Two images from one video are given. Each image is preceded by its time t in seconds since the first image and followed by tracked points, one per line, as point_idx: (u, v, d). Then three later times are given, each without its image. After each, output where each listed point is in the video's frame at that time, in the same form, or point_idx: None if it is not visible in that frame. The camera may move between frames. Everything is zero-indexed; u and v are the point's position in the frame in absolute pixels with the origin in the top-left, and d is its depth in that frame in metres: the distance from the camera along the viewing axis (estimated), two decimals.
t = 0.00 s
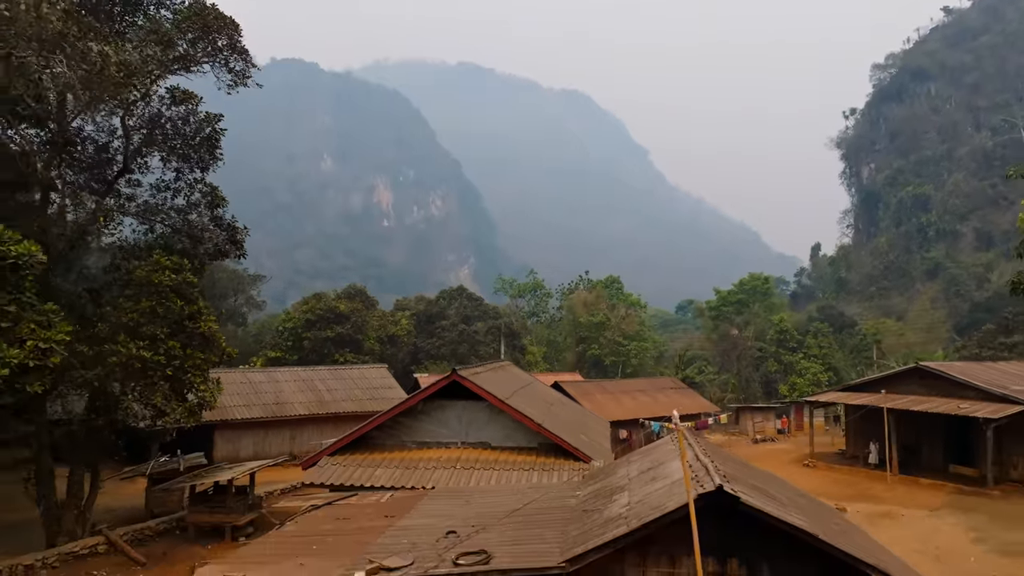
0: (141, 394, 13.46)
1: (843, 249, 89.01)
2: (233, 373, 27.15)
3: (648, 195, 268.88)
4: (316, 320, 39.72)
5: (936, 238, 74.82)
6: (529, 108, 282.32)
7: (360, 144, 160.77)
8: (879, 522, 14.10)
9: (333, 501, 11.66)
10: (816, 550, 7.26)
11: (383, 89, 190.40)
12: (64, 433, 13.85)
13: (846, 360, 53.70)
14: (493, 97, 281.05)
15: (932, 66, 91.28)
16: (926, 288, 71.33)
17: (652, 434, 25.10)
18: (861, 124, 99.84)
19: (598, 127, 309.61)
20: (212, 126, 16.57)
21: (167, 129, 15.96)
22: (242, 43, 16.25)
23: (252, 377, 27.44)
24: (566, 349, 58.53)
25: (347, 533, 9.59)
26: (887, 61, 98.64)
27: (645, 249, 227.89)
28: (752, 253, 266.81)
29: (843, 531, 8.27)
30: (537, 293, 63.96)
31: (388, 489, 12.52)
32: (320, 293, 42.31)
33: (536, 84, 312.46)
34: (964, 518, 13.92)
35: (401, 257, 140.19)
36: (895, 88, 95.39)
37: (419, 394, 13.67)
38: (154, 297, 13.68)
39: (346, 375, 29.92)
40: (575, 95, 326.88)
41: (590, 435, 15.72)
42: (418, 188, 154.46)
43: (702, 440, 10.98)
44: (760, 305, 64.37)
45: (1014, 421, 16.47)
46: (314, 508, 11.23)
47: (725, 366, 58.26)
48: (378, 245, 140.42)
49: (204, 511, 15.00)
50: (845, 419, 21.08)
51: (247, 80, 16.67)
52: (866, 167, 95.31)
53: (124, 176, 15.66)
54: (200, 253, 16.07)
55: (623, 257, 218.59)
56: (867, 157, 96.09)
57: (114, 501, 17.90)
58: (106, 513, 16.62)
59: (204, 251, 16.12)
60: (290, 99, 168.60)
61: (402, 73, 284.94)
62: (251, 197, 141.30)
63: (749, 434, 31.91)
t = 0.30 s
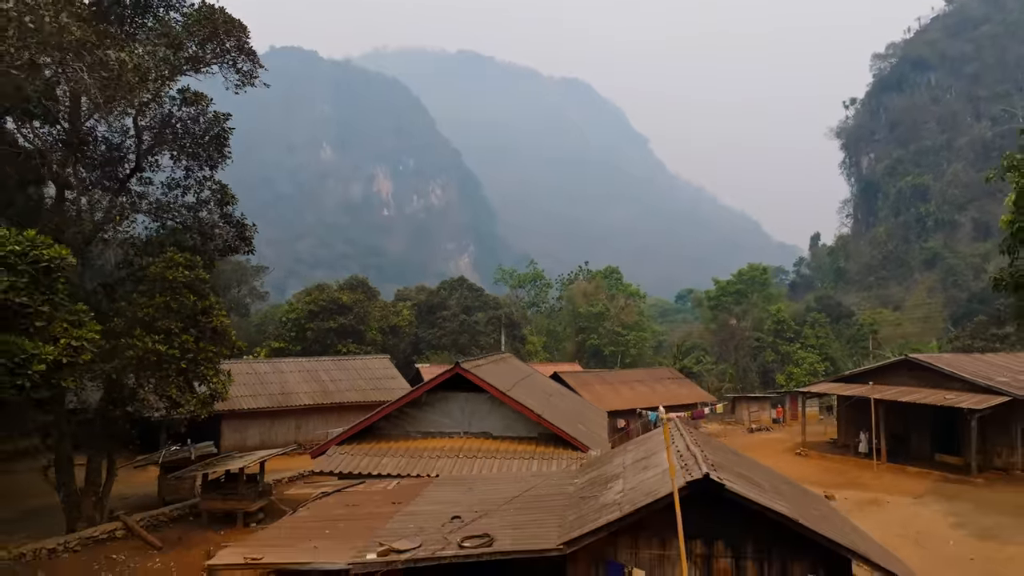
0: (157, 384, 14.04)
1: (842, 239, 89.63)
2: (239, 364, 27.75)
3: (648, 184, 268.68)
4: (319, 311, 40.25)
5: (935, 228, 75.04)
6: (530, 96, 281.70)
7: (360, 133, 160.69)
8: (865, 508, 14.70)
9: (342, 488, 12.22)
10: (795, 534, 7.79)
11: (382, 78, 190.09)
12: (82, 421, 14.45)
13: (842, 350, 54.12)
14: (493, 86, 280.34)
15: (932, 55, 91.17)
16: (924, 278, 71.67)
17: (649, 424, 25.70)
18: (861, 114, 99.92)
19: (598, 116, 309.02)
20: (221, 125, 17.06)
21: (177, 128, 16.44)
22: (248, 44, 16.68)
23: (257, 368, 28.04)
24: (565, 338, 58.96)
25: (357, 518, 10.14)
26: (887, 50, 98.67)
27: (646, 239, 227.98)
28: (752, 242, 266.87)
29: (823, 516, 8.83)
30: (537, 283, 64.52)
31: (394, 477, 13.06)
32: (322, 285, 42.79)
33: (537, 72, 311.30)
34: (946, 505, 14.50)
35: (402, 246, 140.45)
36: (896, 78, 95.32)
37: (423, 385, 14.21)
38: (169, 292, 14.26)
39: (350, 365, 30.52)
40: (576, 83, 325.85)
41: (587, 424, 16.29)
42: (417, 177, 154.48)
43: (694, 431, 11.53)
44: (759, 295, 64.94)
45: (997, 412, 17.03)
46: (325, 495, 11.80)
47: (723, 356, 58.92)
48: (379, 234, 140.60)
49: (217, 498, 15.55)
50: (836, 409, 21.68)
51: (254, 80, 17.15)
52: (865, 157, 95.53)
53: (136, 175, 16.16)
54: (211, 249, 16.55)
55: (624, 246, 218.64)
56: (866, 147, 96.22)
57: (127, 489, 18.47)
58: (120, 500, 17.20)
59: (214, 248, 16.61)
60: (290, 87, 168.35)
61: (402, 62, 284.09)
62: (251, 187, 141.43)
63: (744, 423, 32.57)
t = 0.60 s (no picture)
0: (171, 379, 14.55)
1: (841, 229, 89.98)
2: (244, 356, 28.32)
3: (648, 172, 268.26)
4: (322, 302, 40.76)
5: (933, 218, 75.34)
6: (530, 84, 280.86)
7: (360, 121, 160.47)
8: (850, 497, 15.31)
9: (350, 477, 12.81)
10: (776, 522, 8.34)
11: (382, 65, 189.60)
12: (99, 412, 15.01)
13: (839, 340, 54.60)
14: (494, 74, 279.36)
15: (932, 45, 91.00)
16: (922, 268, 72.04)
17: (646, 414, 26.34)
18: (861, 103, 99.96)
19: (599, 104, 308.18)
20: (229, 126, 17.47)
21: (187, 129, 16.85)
22: (255, 45, 16.99)
23: (263, 358, 28.62)
24: (564, 328, 59.46)
25: (365, 506, 10.72)
26: (887, 39, 98.53)
27: (646, 227, 227.92)
28: (752, 231, 266.97)
29: (805, 506, 9.38)
30: (537, 273, 65.02)
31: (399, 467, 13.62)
32: (324, 276, 43.28)
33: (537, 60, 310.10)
34: (929, 494, 15.08)
35: (402, 235, 140.69)
36: (896, 67, 95.25)
37: (427, 378, 14.78)
38: (182, 289, 14.72)
39: (353, 356, 31.12)
40: (576, 71, 324.32)
41: (584, 416, 16.84)
42: (417, 165, 154.47)
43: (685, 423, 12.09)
44: (757, 285, 65.55)
45: (982, 403, 17.61)
46: (334, 483, 12.39)
47: (721, 346, 59.46)
48: (379, 223, 140.79)
49: (228, 486, 16.17)
50: (828, 400, 22.27)
51: (260, 81, 17.46)
52: (864, 147, 95.71)
53: (148, 174, 16.62)
54: (221, 246, 17.02)
55: (624, 234, 218.57)
56: (866, 136, 96.34)
57: (140, 476, 19.12)
58: (134, 488, 17.84)
59: (224, 245, 17.07)
60: (289, 75, 168.03)
61: (401, 49, 283.05)
62: (251, 175, 141.56)
63: (740, 413, 33.21)
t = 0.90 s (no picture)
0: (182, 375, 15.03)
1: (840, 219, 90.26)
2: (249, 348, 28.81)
3: (649, 161, 267.76)
4: (324, 294, 41.18)
5: (932, 209, 75.59)
6: (530, 73, 279.88)
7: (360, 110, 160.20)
8: (839, 487, 15.88)
9: (357, 469, 13.34)
10: (760, 512, 8.88)
11: (381, 54, 189.08)
12: (114, 405, 15.55)
13: (836, 331, 55.04)
14: (494, 62, 278.22)
15: (933, 35, 90.74)
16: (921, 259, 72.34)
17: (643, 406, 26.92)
18: (861, 93, 99.97)
19: (599, 92, 307.15)
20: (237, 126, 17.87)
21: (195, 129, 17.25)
22: (262, 48, 17.28)
23: (268, 350, 29.14)
24: (564, 319, 59.90)
25: (371, 497, 11.26)
26: (888, 30, 98.30)
27: (646, 216, 227.92)
28: (752, 220, 266.76)
29: (789, 497, 9.94)
30: (537, 264, 65.45)
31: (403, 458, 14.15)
32: (326, 269, 43.70)
33: (537, 47, 309.01)
34: (914, 484, 15.68)
35: (402, 224, 140.87)
36: (896, 57, 95.09)
37: (430, 374, 15.30)
38: (193, 288, 15.25)
39: (356, 348, 31.65)
40: (577, 59, 322.85)
41: (582, 410, 17.36)
42: (417, 154, 154.45)
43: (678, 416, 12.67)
44: (755, 276, 66.05)
45: (968, 397, 18.15)
46: (340, 475, 12.92)
47: (720, 337, 59.95)
48: (379, 212, 140.87)
49: (237, 477, 16.74)
50: (820, 392, 22.82)
51: (267, 82, 17.76)
52: (864, 137, 95.82)
53: (157, 173, 17.08)
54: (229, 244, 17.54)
55: (625, 223, 218.52)
56: (866, 127, 96.44)
57: (151, 467, 19.68)
58: (146, 478, 18.42)
59: (232, 243, 17.58)
60: (289, 64, 167.68)
61: (401, 37, 281.76)
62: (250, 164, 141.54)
63: (736, 404, 33.82)
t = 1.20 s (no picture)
0: (193, 368, 15.50)
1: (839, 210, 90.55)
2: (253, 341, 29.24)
3: (650, 150, 267.16)
4: (326, 286, 41.63)
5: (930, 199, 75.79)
6: (530, 61, 278.72)
7: (359, 99, 159.85)
8: (828, 478, 16.44)
9: (363, 461, 13.86)
10: (748, 505, 9.38)
11: (381, 42, 188.43)
12: (127, 397, 16.06)
13: (833, 322, 55.46)
14: (494, 50, 276.97)
15: (933, 24, 90.46)
16: (919, 249, 72.64)
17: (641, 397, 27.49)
18: (861, 83, 99.98)
19: (600, 80, 305.97)
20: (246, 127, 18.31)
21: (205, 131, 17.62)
22: (269, 51, 17.65)
23: (272, 343, 29.60)
24: (564, 309, 60.34)
25: (378, 488, 11.76)
26: (888, 19, 98.01)
27: (646, 205, 227.81)
28: (752, 208, 266.53)
29: (775, 488, 10.46)
30: (536, 255, 65.91)
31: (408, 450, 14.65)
32: (328, 262, 44.11)
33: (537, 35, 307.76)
34: (900, 475, 16.23)
35: (401, 213, 141.00)
36: (897, 47, 94.91)
37: (433, 368, 15.80)
38: (204, 286, 15.77)
39: (359, 339, 32.15)
40: (577, 47, 321.28)
41: (581, 403, 17.89)
42: (417, 143, 154.37)
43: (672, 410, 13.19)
44: (754, 267, 66.54)
45: (956, 390, 18.65)
46: (347, 467, 13.45)
47: (718, 328, 60.51)
48: (379, 201, 140.93)
49: (246, 468, 17.31)
50: (814, 384, 23.36)
51: (273, 84, 18.11)
52: (863, 128, 95.93)
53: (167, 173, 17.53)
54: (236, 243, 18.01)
55: (625, 212, 218.41)
56: (865, 117, 96.52)
57: (160, 457, 20.24)
58: (156, 468, 18.97)
59: (239, 242, 18.08)
60: (288, 52, 167.07)
61: (401, 24, 280.27)
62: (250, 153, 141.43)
63: (732, 394, 34.42)
